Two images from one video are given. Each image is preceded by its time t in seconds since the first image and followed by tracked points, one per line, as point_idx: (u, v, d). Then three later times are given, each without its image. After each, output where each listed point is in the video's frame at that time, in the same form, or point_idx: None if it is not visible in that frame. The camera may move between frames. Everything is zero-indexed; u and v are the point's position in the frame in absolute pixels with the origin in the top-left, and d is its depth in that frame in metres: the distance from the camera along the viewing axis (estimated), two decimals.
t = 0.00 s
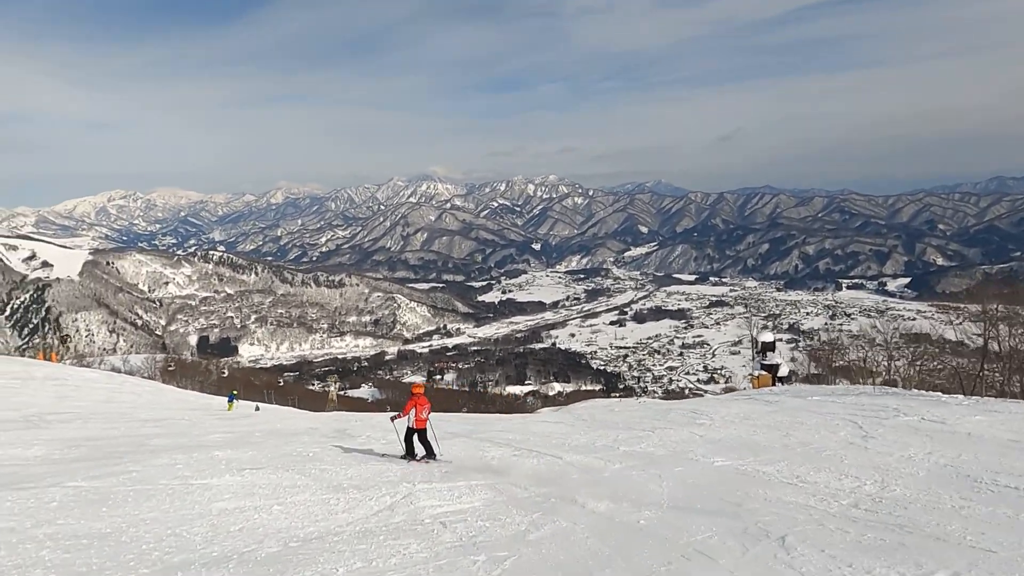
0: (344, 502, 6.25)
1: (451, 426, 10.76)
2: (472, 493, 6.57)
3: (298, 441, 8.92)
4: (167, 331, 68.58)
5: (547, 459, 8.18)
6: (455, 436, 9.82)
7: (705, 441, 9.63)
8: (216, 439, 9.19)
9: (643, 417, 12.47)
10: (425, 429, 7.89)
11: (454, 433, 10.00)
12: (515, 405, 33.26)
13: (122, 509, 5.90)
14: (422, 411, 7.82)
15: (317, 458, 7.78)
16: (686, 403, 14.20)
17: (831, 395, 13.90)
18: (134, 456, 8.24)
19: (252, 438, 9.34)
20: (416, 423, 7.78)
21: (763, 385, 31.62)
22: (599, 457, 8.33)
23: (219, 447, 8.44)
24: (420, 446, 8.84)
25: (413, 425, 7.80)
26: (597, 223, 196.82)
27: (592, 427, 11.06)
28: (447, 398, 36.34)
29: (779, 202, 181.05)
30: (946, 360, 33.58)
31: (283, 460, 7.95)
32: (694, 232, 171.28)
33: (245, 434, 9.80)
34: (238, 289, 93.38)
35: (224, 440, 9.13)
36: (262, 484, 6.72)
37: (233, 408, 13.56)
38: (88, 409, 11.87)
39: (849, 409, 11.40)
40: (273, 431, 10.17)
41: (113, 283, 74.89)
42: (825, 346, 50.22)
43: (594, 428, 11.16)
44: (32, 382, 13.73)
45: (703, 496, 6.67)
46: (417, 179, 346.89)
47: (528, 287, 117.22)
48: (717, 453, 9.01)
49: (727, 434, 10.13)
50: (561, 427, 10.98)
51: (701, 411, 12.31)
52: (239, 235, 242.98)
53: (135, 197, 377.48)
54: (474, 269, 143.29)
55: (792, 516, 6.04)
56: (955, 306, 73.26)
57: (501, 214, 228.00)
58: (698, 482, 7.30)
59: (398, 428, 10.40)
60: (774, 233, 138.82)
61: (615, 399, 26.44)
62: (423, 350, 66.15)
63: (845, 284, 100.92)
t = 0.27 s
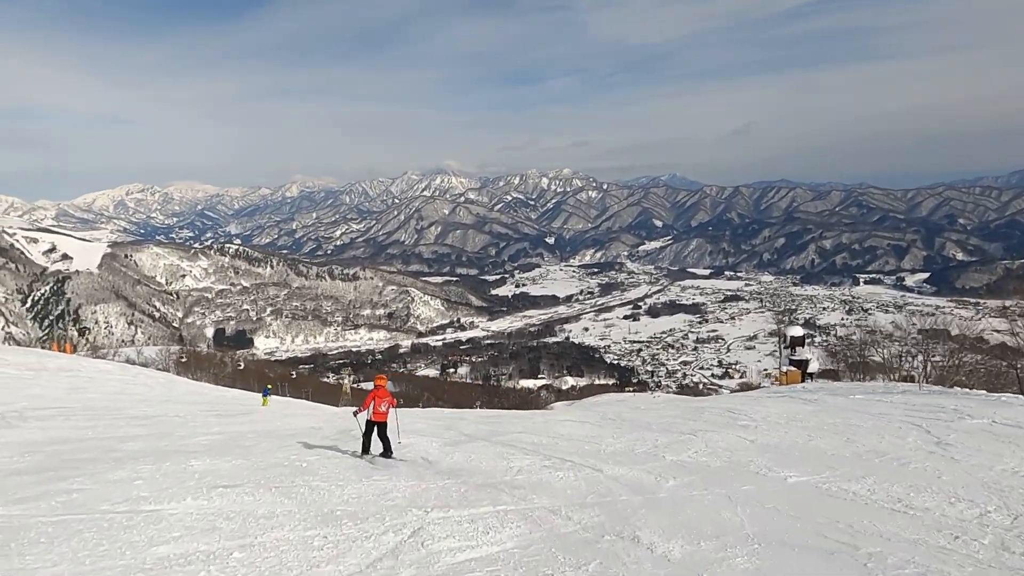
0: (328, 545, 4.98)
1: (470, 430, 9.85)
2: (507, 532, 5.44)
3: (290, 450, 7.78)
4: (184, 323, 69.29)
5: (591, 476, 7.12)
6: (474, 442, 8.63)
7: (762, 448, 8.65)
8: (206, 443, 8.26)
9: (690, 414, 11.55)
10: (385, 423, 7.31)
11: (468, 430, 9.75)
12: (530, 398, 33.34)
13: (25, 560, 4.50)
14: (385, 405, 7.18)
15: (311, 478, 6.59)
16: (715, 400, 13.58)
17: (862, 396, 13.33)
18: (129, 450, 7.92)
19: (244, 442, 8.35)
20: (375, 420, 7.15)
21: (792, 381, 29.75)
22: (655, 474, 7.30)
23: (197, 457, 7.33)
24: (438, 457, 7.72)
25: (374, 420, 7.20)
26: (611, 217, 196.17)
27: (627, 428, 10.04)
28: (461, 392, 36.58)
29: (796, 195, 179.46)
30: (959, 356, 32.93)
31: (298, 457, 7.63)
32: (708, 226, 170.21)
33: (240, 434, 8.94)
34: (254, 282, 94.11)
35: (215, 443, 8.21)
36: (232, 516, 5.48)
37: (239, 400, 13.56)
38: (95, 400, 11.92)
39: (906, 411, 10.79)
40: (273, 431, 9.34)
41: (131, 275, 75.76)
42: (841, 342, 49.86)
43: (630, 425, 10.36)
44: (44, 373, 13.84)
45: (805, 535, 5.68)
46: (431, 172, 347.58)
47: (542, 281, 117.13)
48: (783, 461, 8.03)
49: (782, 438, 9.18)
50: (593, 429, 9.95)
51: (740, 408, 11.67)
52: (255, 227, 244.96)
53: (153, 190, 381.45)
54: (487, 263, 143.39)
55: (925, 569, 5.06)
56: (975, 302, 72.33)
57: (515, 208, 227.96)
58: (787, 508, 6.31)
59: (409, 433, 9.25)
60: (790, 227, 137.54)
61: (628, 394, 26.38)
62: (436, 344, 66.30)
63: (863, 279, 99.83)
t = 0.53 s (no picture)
0: None
1: (494, 448, 8.46)
2: None
3: (281, 481, 6.25)
4: (190, 322, 69.48)
5: (671, 520, 5.42)
6: (504, 471, 7.02)
7: (855, 474, 6.78)
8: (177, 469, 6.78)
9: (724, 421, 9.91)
10: (350, 431, 6.85)
11: (481, 435, 9.42)
12: (535, 399, 33.23)
13: None
14: (349, 412, 6.80)
15: (304, 534, 4.94)
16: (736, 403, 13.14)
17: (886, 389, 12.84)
18: (112, 456, 7.19)
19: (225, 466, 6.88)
20: (338, 427, 6.70)
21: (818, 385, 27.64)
22: (747, 519, 5.49)
23: (158, 497, 5.77)
24: (464, 495, 6.05)
25: (337, 429, 6.74)
26: (617, 217, 195.97)
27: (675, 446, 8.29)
28: (466, 392, 36.53)
29: (802, 196, 178.89)
30: (970, 359, 32.51)
31: (309, 463, 7.09)
32: (714, 226, 169.81)
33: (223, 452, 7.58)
34: (260, 282, 94.31)
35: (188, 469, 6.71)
36: None
37: (237, 401, 13.44)
38: (95, 399, 11.86)
39: (949, 407, 10.26)
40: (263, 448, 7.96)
41: (137, 275, 75.99)
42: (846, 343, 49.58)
43: (670, 426, 9.72)
44: (46, 374, 13.80)
45: None
46: (437, 172, 348.32)
47: (547, 281, 117.00)
48: (893, 493, 6.17)
49: (864, 458, 7.34)
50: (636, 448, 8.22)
51: (764, 408, 11.30)
52: (262, 227, 246.10)
53: (160, 190, 383.65)
54: (493, 263, 143.43)
55: None
56: (984, 304, 71.78)
57: (521, 208, 228.04)
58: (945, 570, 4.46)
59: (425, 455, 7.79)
60: (797, 227, 137.01)
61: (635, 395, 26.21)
62: (441, 344, 66.25)
63: (870, 280, 99.34)
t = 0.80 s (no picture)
0: None
1: (528, 463, 7.53)
2: None
3: (276, 519, 5.45)
4: (189, 322, 69.35)
5: None
6: (558, 501, 6.04)
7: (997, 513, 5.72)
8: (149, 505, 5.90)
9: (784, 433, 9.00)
10: (336, 441, 6.89)
11: (496, 436, 9.14)
12: (534, 399, 33.19)
13: None
14: (337, 421, 6.86)
15: None
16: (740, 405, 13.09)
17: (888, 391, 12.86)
18: (68, 481, 6.58)
19: (196, 501, 5.98)
20: (326, 437, 6.77)
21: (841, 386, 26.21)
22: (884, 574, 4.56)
23: (113, 547, 4.84)
24: (516, 540, 5.09)
25: (325, 439, 6.82)
26: (616, 217, 195.99)
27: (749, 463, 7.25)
28: (465, 391, 36.51)
29: (801, 196, 179.04)
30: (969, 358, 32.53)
31: (293, 468, 7.23)
32: (713, 226, 169.87)
33: (200, 481, 6.69)
34: (259, 281, 94.24)
35: (149, 509, 5.78)
36: None
37: (232, 402, 13.46)
38: (88, 399, 11.88)
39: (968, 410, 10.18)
40: (248, 470, 7.12)
41: (136, 274, 75.85)
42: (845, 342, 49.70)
43: (702, 434, 9.27)
44: (39, 373, 13.78)
45: None
46: (436, 171, 348.29)
47: (546, 281, 116.94)
48: None
49: (971, 484, 6.46)
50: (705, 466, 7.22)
51: (763, 412, 11.30)
52: (260, 227, 245.71)
53: (159, 190, 383.08)
54: (491, 263, 143.33)
55: None
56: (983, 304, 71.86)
57: (519, 208, 227.89)
58: None
59: (454, 475, 6.87)
60: (796, 227, 137.10)
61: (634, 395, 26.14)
62: (440, 343, 66.18)
63: (869, 279, 99.42)
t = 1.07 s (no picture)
0: None
1: (559, 483, 6.98)
2: None
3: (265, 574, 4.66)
4: (178, 320, 68.87)
5: None
6: (628, 540, 5.41)
7: None
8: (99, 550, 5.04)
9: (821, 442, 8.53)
10: (339, 446, 7.09)
11: (495, 442, 8.91)
12: (526, 396, 33.21)
13: None
14: (339, 427, 7.02)
15: None
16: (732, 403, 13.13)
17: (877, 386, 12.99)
18: None
19: (154, 549, 5.17)
20: (328, 442, 6.96)
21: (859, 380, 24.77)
22: None
23: None
24: None
25: (329, 444, 7.02)
26: (606, 214, 196.22)
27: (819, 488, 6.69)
28: (456, 388, 36.53)
29: (791, 192, 179.96)
30: (955, 354, 32.85)
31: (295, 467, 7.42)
32: (703, 223, 170.47)
33: (160, 516, 5.90)
34: (248, 279, 93.69)
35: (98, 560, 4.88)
36: None
37: (218, 401, 13.41)
38: (74, 398, 11.83)
39: (962, 404, 10.24)
40: (228, 496, 6.44)
41: (124, 272, 75.19)
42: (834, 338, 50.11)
43: (740, 441, 8.80)
44: (26, 372, 13.69)
45: None
46: (427, 167, 347.34)
47: (537, 278, 116.94)
48: None
49: None
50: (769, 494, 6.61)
51: (755, 410, 11.41)
52: (249, 223, 244.16)
53: (147, 186, 379.77)
54: (483, 260, 143.18)
55: None
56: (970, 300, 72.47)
57: (510, 204, 227.74)
58: None
59: (482, 502, 6.34)
60: (785, 224, 137.81)
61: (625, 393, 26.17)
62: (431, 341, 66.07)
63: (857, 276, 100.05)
